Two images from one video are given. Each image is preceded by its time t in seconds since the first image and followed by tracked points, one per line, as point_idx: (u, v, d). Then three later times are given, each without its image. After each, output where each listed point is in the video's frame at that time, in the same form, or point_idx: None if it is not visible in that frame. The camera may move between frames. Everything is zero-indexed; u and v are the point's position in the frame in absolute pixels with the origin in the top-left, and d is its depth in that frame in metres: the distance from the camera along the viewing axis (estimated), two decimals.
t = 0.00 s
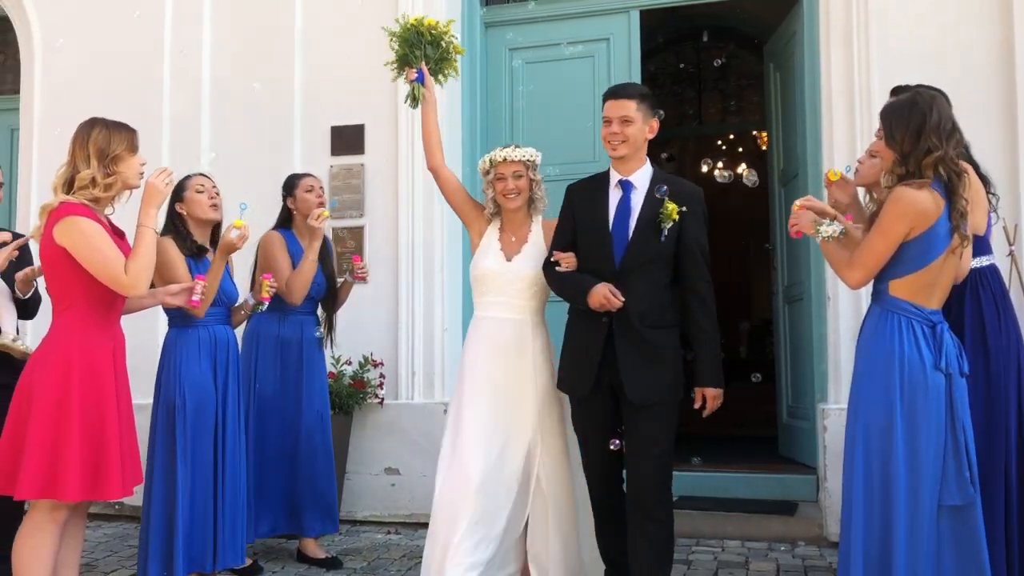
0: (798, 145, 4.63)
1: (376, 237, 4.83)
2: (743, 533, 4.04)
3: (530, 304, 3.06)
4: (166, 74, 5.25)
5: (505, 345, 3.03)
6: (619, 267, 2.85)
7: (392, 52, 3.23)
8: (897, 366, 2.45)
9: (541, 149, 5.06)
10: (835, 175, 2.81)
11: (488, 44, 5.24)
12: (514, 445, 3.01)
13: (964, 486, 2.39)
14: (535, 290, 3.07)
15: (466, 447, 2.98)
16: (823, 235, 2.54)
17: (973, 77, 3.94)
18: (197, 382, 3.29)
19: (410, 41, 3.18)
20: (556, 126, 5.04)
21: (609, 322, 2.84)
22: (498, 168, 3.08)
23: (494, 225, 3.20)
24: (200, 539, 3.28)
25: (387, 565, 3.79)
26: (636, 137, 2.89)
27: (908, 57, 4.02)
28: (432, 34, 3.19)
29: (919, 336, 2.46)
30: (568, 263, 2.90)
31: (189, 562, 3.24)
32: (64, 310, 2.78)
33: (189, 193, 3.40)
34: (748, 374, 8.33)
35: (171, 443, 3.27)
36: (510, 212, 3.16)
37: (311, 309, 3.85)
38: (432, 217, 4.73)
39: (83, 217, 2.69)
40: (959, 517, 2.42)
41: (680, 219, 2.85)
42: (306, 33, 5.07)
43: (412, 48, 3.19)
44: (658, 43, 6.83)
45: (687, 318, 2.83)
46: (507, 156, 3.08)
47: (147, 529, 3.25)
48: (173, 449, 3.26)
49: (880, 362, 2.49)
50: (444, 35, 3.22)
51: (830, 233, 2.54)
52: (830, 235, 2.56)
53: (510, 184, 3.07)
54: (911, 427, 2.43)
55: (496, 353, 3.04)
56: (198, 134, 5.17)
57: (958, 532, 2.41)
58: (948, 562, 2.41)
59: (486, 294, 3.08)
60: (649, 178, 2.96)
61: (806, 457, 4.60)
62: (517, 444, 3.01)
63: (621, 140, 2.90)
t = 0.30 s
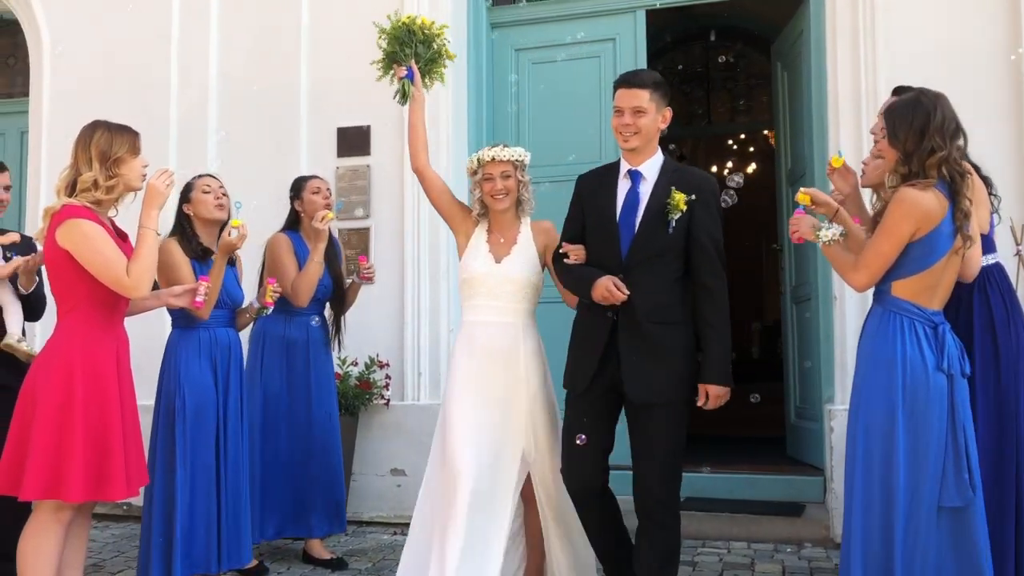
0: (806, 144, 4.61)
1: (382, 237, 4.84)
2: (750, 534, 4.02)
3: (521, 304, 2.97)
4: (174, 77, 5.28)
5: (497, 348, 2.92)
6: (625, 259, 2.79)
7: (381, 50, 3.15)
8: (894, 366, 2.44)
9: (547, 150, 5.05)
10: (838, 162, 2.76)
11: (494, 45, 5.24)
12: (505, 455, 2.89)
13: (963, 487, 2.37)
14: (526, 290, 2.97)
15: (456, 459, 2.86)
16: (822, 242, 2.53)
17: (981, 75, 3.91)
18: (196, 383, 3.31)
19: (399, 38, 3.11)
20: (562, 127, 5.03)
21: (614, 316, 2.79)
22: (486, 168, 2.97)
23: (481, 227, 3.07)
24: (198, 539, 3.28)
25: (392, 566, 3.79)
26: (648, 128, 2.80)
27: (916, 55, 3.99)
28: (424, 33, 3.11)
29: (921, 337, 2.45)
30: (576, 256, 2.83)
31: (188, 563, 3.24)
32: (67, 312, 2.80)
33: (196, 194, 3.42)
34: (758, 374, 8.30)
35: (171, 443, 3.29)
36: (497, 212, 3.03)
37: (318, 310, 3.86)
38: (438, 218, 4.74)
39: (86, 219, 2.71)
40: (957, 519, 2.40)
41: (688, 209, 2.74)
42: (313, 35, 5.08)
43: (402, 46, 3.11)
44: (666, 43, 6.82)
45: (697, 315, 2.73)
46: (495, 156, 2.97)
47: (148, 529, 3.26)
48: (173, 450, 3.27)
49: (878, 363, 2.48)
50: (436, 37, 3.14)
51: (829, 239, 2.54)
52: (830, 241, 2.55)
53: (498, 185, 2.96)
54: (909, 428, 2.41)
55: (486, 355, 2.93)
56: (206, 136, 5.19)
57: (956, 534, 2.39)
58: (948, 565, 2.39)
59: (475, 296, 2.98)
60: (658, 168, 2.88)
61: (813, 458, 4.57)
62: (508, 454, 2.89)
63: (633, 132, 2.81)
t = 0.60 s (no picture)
0: (808, 143, 4.59)
1: (384, 239, 4.85)
2: (750, 535, 4.00)
3: (494, 300, 2.84)
4: (177, 81, 5.31)
5: (472, 344, 2.79)
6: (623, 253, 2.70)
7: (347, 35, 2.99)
8: (880, 366, 2.44)
9: (547, 150, 5.05)
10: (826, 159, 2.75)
11: (495, 47, 5.24)
12: (480, 465, 2.73)
13: (952, 486, 2.36)
14: (500, 284, 2.84)
15: (430, 469, 2.72)
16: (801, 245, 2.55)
17: (981, 73, 3.90)
18: (190, 384, 3.34)
19: (367, 26, 2.94)
20: (563, 127, 5.03)
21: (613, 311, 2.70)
22: (455, 163, 2.82)
23: (451, 221, 2.92)
24: (190, 539, 3.30)
25: (390, 566, 3.79)
26: (647, 125, 2.69)
27: (916, 54, 3.98)
28: (392, 19, 2.97)
29: (908, 336, 2.44)
30: (574, 252, 2.75)
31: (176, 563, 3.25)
32: (60, 315, 2.83)
33: (195, 195, 3.44)
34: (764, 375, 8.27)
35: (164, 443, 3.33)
36: (468, 208, 2.90)
37: (309, 313, 3.87)
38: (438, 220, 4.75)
39: (73, 222, 2.73)
40: (946, 520, 2.38)
41: (688, 194, 2.66)
42: (315, 37, 5.10)
43: (369, 32, 2.96)
44: (669, 44, 6.82)
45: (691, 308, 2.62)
46: (464, 150, 2.82)
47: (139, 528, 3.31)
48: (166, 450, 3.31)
49: (866, 364, 2.47)
50: (404, 23, 2.99)
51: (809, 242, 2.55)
52: (808, 243, 2.57)
53: (469, 180, 2.82)
54: (897, 428, 2.40)
55: (459, 352, 2.78)
56: (209, 138, 5.22)
57: (945, 535, 2.38)
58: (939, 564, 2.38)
59: (447, 292, 2.83)
60: (656, 158, 2.78)
61: (815, 458, 4.56)
62: (484, 465, 2.73)
63: (632, 130, 2.71)
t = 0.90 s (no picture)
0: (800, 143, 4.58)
1: (376, 239, 4.85)
2: (739, 535, 4.00)
3: (462, 302, 2.81)
4: (172, 82, 5.32)
5: (438, 349, 2.76)
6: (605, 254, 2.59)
7: (303, 59, 2.96)
8: (853, 364, 2.44)
9: (539, 151, 5.06)
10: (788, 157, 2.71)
11: (488, 47, 5.24)
12: (447, 464, 2.70)
13: (929, 481, 2.36)
14: (468, 286, 2.81)
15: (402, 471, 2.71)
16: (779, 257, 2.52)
17: (970, 72, 3.89)
18: (175, 383, 3.37)
19: (324, 57, 2.94)
20: (554, 127, 5.03)
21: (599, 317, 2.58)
22: (422, 163, 2.74)
23: (416, 217, 2.90)
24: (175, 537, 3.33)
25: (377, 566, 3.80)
26: (614, 130, 2.60)
27: (905, 55, 3.97)
28: (351, 57, 3.00)
29: (879, 334, 2.45)
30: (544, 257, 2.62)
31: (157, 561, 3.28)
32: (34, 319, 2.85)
33: (181, 195, 3.45)
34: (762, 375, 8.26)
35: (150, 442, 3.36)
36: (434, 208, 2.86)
37: (282, 309, 3.89)
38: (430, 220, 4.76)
39: (38, 225, 2.75)
40: (924, 516, 2.39)
41: (668, 193, 2.60)
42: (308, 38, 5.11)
43: (325, 63, 2.95)
44: (665, 44, 6.82)
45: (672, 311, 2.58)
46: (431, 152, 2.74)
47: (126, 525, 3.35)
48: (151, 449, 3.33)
49: (837, 362, 2.47)
50: (362, 63, 3.03)
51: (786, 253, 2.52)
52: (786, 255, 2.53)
53: (434, 183, 2.76)
54: (873, 427, 2.40)
55: (426, 355, 2.76)
56: (203, 139, 5.23)
57: (921, 531, 2.39)
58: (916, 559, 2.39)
59: (413, 292, 2.81)
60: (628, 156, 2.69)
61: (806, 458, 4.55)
62: (451, 463, 2.70)
63: (601, 138, 2.60)
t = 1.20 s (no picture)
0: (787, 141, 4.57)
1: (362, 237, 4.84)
2: (723, 534, 3.98)
3: (424, 303, 2.71)
4: (158, 80, 5.30)
5: (399, 351, 2.66)
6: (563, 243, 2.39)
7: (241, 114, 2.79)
8: (818, 362, 2.42)
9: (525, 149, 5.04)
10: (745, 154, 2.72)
11: (476, 45, 5.22)
12: (408, 470, 2.59)
13: (890, 479, 2.37)
14: (431, 286, 2.72)
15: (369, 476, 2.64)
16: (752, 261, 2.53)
17: (953, 70, 3.88)
18: (155, 381, 3.36)
19: (265, 111, 2.77)
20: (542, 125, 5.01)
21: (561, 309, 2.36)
22: (393, 159, 2.66)
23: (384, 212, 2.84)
24: (157, 538, 3.31)
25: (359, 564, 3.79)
26: (551, 101, 2.41)
27: (890, 54, 3.96)
28: (293, 105, 2.80)
29: (841, 332, 2.44)
30: (490, 252, 2.38)
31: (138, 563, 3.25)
32: None
33: (161, 194, 3.43)
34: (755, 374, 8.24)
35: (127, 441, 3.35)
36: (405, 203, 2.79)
37: (250, 309, 3.87)
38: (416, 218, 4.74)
39: None
40: (880, 514, 2.38)
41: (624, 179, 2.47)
42: (295, 36, 5.09)
43: (266, 118, 2.77)
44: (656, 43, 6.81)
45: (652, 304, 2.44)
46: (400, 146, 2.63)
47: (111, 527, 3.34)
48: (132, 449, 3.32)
49: (795, 360, 2.46)
50: (306, 109, 2.82)
51: (757, 257, 2.52)
52: (757, 258, 2.53)
53: (405, 178, 2.68)
54: (841, 425, 2.39)
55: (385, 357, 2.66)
56: (190, 137, 5.21)
57: (878, 531, 2.38)
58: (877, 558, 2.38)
59: (374, 293, 2.73)
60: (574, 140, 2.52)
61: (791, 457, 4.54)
62: (412, 465, 2.60)
63: (536, 107, 2.41)
